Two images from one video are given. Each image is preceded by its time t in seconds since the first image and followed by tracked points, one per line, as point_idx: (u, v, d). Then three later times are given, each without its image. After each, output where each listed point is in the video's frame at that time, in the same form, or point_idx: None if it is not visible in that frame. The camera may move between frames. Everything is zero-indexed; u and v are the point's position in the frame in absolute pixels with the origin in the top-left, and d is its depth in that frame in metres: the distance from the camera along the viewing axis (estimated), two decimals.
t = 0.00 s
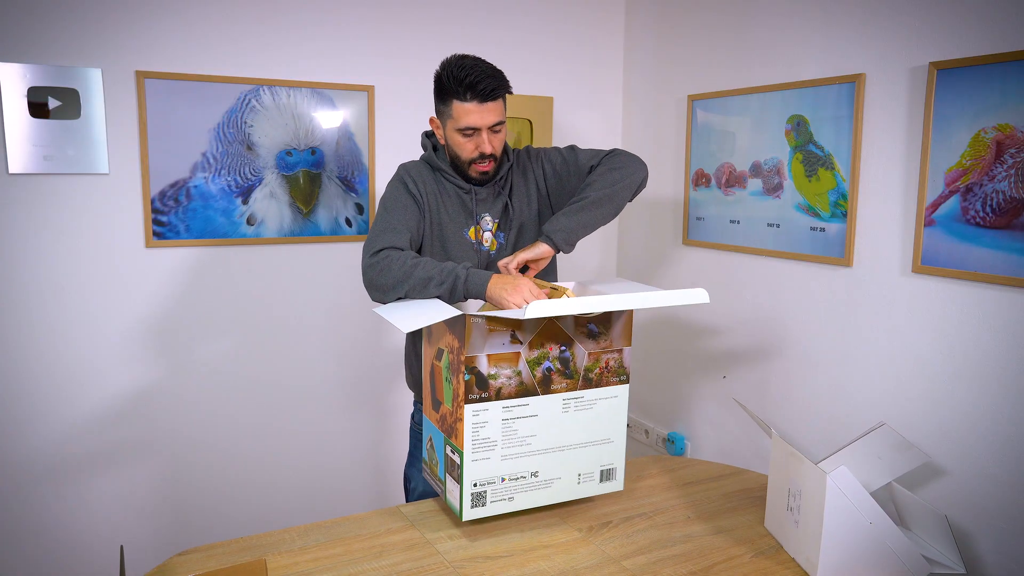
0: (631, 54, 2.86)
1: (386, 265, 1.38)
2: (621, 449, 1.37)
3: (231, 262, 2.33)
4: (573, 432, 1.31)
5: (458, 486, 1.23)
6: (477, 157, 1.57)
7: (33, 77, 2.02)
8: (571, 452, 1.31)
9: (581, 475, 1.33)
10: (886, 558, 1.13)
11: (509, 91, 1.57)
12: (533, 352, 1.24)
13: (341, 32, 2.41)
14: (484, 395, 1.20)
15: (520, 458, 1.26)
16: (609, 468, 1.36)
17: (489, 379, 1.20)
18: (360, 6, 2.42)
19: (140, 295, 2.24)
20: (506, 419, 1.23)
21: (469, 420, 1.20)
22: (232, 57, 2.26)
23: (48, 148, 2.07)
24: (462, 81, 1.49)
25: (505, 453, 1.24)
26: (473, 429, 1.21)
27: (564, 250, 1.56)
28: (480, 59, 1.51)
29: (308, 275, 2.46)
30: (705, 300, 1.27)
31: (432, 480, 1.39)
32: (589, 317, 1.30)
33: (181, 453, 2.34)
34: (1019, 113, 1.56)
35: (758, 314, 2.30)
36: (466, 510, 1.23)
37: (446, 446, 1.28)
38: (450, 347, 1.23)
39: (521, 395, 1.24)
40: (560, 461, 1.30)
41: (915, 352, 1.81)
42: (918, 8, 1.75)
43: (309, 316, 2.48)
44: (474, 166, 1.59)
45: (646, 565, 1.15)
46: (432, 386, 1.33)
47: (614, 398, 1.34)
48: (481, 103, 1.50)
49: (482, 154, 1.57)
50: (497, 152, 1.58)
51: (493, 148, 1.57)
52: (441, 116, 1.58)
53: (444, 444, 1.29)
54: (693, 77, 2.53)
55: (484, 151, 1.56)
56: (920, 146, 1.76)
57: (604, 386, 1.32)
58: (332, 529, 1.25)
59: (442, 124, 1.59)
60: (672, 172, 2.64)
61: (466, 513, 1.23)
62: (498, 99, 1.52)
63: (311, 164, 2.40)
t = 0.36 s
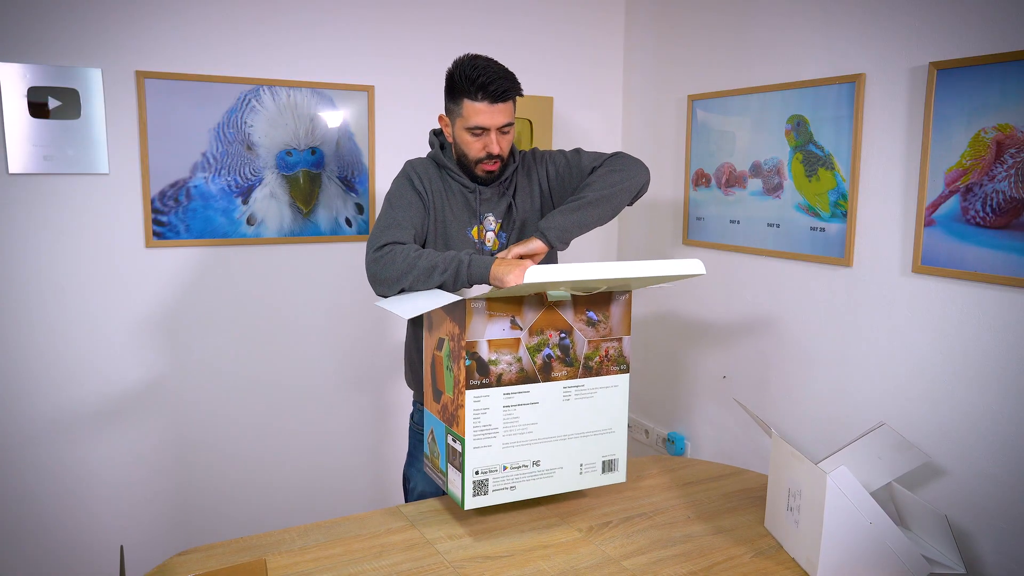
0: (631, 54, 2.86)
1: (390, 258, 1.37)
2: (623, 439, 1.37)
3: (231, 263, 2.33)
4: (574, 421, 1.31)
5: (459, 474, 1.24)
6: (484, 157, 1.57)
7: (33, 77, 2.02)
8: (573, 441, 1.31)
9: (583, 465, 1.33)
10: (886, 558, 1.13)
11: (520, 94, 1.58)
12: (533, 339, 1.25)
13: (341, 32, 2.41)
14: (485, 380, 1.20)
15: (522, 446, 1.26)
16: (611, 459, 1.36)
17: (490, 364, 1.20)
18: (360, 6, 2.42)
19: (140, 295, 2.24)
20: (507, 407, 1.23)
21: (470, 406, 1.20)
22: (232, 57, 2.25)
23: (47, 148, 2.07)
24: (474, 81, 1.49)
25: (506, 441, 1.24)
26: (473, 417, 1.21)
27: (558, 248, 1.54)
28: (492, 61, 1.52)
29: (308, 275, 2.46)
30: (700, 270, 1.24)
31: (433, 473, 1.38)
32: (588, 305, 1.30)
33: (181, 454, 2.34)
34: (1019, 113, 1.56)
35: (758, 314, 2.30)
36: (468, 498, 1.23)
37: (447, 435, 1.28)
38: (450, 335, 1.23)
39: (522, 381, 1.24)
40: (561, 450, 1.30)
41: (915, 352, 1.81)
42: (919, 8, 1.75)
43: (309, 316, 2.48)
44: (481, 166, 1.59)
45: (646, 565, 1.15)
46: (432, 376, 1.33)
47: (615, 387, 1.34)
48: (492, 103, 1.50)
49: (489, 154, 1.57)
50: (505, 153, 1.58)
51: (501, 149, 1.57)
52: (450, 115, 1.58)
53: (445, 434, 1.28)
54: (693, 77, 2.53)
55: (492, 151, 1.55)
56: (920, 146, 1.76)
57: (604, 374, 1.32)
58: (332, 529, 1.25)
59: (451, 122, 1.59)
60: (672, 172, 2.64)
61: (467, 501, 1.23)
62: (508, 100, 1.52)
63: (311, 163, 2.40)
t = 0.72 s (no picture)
0: (631, 54, 2.86)
1: (392, 257, 1.38)
2: (624, 441, 1.37)
3: (231, 262, 2.33)
4: (576, 423, 1.31)
5: (462, 476, 1.23)
6: (483, 156, 1.57)
7: (33, 77, 2.02)
8: (575, 443, 1.31)
9: (584, 466, 1.33)
10: (886, 558, 1.13)
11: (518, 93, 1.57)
12: (535, 342, 1.24)
13: (341, 32, 2.41)
14: (487, 384, 1.20)
15: (524, 449, 1.26)
16: (611, 460, 1.36)
17: (492, 368, 1.20)
18: (360, 6, 2.42)
19: (140, 295, 2.24)
20: (510, 410, 1.23)
21: (473, 409, 1.19)
22: (232, 57, 2.25)
23: (47, 148, 2.07)
24: (472, 80, 1.48)
25: (508, 444, 1.24)
26: (476, 420, 1.20)
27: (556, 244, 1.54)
28: (491, 60, 1.51)
29: (309, 275, 2.46)
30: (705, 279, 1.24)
31: (434, 472, 1.38)
32: (591, 308, 1.29)
33: (181, 453, 2.34)
34: (1019, 113, 1.56)
35: (758, 314, 2.30)
36: (470, 500, 1.23)
37: (449, 436, 1.28)
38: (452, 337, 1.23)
39: (524, 384, 1.24)
40: (563, 452, 1.30)
41: (915, 352, 1.81)
42: (918, 7, 1.75)
43: (309, 316, 2.48)
44: (479, 166, 1.59)
45: (646, 565, 1.15)
46: (434, 377, 1.33)
47: (617, 390, 1.34)
48: (490, 102, 1.50)
49: (488, 154, 1.56)
50: (503, 152, 1.58)
51: (500, 148, 1.57)
52: (450, 114, 1.58)
53: (448, 435, 1.28)
54: (692, 77, 2.53)
55: (490, 151, 1.55)
56: (920, 146, 1.76)
57: (606, 377, 1.32)
58: (332, 529, 1.25)
59: (451, 122, 1.59)
60: (672, 172, 2.64)
61: (470, 504, 1.23)
62: (507, 99, 1.52)
63: (311, 164, 2.40)
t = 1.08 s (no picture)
0: (631, 55, 2.86)
1: (390, 254, 1.37)
2: (632, 421, 1.38)
3: (231, 263, 2.34)
4: (584, 406, 1.30)
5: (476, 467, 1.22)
6: (484, 155, 1.57)
7: (33, 77, 2.02)
8: (585, 426, 1.31)
9: (595, 449, 1.33)
10: (886, 558, 1.13)
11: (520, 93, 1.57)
12: (541, 327, 1.25)
13: (341, 32, 2.41)
14: (497, 371, 1.19)
15: (536, 435, 1.25)
16: (621, 440, 1.36)
17: (500, 355, 1.19)
18: (360, 6, 2.42)
19: (141, 295, 2.24)
20: (519, 397, 1.22)
21: (483, 399, 1.18)
22: (232, 58, 2.26)
23: (47, 148, 2.07)
24: (475, 79, 1.48)
25: (520, 431, 1.23)
26: (487, 409, 1.19)
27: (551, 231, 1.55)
28: (493, 58, 1.51)
29: (309, 275, 2.46)
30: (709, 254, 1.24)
31: (444, 466, 1.37)
32: (594, 291, 1.31)
33: (181, 454, 2.34)
34: (1019, 113, 1.56)
35: (758, 313, 2.30)
36: (486, 490, 1.21)
37: (459, 428, 1.26)
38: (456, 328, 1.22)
39: (533, 370, 1.23)
40: (574, 436, 1.30)
41: (915, 352, 1.81)
42: (918, 7, 1.75)
43: (309, 316, 2.48)
44: (481, 165, 1.59)
45: (645, 565, 1.15)
46: (439, 370, 1.31)
47: (621, 371, 1.35)
48: (494, 101, 1.50)
49: (489, 153, 1.56)
50: (504, 152, 1.58)
51: (502, 147, 1.57)
52: (451, 113, 1.58)
53: (458, 427, 1.27)
54: (692, 77, 2.53)
55: (493, 150, 1.55)
56: (920, 146, 1.76)
57: (612, 359, 1.33)
58: (332, 529, 1.25)
59: (452, 121, 1.59)
60: (672, 172, 2.64)
61: (486, 494, 1.21)
62: (510, 99, 1.52)
63: (311, 164, 2.40)
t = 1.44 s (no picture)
0: (631, 55, 2.86)
1: (382, 249, 1.37)
2: (635, 394, 1.39)
3: (231, 263, 2.34)
4: (588, 384, 1.31)
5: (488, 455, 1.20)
6: (480, 155, 1.57)
7: (33, 77, 2.02)
8: (590, 403, 1.31)
9: (603, 426, 1.34)
10: (886, 557, 1.13)
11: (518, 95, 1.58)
12: (539, 309, 1.24)
13: (341, 32, 2.41)
14: (500, 357, 1.18)
15: (544, 416, 1.25)
16: (627, 415, 1.37)
17: (502, 340, 1.19)
18: (360, 6, 2.42)
19: (141, 295, 2.24)
20: (524, 380, 1.22)
21: (490, 385, 1.17)
22: (232, 58, 2.26)
23: (48, 148, 2.07)
24: (474, 79, 1.48)
25: (528, 413, 1.22)
26: (494, 395, 1.18)
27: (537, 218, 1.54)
28: (491, 59, 1.52)
29: (309, 275, 2.46)
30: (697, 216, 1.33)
31: (454, 458, 1.34)
32: (587, 266, 1.32)
33: (181, 453, 2.34)
34: (1019, 113, 1.56)
35: (758, 313, 2.30)
36: (501, 477, 1.19)
37: (467, 418, 1.24)
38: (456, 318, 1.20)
39: (535, 351, 1.23)
40: (581, 414, 1.30)
41: (915, 352, 1.81)
42: (919, 7, 1.75)
43: (309, 316, 2.49)
44: (476, 165, 1.59)
45: (645, 565, 1.15)
46: (440, 363, 1.28)
47: (620, 344, 1.36)
48: (492, 102, 1.50)
49: (485, 153, 1.57)
50: (499, 152, 1.59)
51: (498, 148, 1.57)
52: (446, 113, 1.58)
53: (465, 418, 1.25)
54: (692, 78, 2.53)
55: (489, 151, 1.56)
56: (920, 146, 1.76)
57: (611, 333, 1.34)
58: (332, 529, 1.25)
59: (447, 121, 1.59)
60: (672, 172, 2.64)
61: (502, 481, 1.19)
62: (507, 101, 1.53)
63: (311, 164, 2.40)
